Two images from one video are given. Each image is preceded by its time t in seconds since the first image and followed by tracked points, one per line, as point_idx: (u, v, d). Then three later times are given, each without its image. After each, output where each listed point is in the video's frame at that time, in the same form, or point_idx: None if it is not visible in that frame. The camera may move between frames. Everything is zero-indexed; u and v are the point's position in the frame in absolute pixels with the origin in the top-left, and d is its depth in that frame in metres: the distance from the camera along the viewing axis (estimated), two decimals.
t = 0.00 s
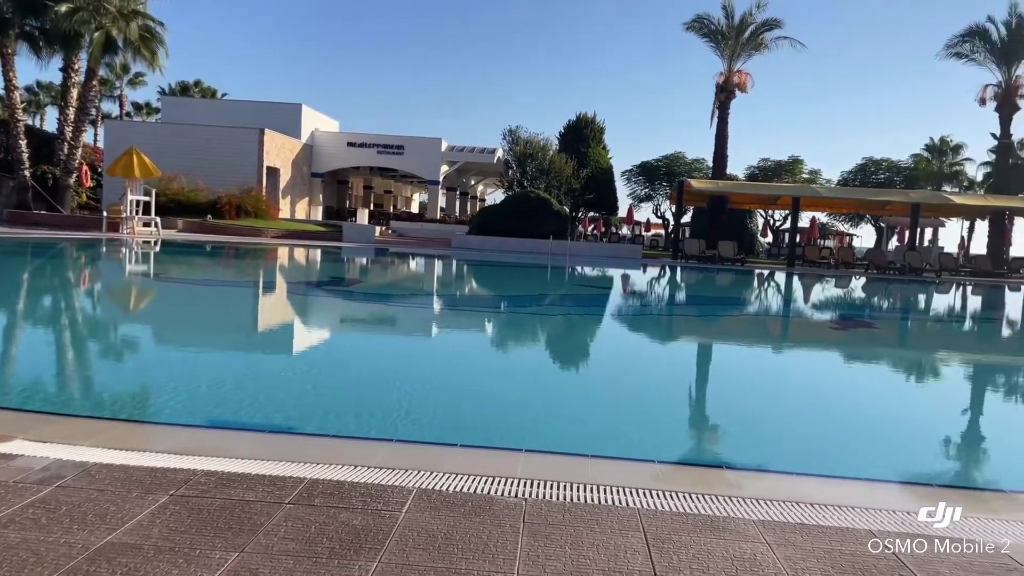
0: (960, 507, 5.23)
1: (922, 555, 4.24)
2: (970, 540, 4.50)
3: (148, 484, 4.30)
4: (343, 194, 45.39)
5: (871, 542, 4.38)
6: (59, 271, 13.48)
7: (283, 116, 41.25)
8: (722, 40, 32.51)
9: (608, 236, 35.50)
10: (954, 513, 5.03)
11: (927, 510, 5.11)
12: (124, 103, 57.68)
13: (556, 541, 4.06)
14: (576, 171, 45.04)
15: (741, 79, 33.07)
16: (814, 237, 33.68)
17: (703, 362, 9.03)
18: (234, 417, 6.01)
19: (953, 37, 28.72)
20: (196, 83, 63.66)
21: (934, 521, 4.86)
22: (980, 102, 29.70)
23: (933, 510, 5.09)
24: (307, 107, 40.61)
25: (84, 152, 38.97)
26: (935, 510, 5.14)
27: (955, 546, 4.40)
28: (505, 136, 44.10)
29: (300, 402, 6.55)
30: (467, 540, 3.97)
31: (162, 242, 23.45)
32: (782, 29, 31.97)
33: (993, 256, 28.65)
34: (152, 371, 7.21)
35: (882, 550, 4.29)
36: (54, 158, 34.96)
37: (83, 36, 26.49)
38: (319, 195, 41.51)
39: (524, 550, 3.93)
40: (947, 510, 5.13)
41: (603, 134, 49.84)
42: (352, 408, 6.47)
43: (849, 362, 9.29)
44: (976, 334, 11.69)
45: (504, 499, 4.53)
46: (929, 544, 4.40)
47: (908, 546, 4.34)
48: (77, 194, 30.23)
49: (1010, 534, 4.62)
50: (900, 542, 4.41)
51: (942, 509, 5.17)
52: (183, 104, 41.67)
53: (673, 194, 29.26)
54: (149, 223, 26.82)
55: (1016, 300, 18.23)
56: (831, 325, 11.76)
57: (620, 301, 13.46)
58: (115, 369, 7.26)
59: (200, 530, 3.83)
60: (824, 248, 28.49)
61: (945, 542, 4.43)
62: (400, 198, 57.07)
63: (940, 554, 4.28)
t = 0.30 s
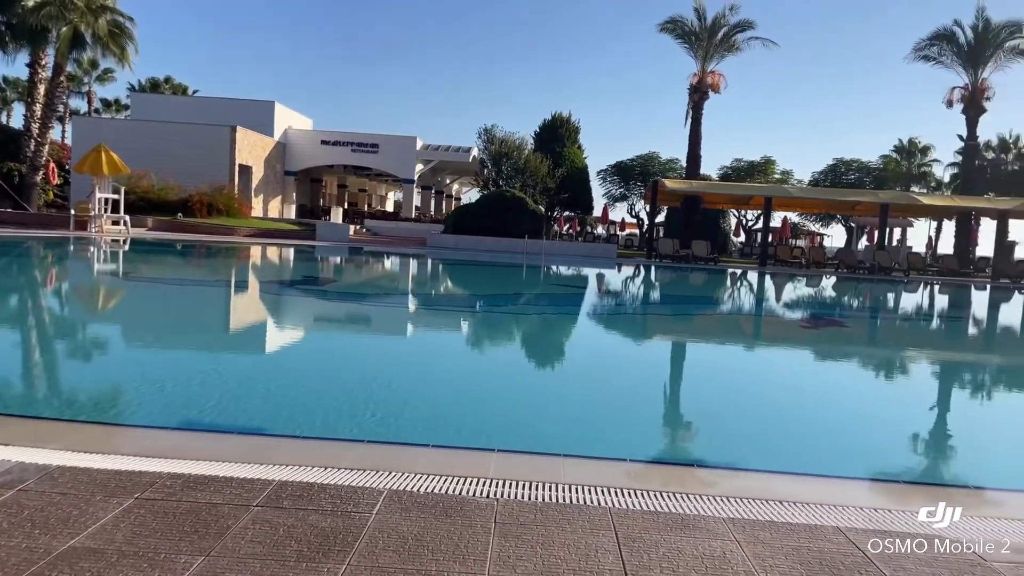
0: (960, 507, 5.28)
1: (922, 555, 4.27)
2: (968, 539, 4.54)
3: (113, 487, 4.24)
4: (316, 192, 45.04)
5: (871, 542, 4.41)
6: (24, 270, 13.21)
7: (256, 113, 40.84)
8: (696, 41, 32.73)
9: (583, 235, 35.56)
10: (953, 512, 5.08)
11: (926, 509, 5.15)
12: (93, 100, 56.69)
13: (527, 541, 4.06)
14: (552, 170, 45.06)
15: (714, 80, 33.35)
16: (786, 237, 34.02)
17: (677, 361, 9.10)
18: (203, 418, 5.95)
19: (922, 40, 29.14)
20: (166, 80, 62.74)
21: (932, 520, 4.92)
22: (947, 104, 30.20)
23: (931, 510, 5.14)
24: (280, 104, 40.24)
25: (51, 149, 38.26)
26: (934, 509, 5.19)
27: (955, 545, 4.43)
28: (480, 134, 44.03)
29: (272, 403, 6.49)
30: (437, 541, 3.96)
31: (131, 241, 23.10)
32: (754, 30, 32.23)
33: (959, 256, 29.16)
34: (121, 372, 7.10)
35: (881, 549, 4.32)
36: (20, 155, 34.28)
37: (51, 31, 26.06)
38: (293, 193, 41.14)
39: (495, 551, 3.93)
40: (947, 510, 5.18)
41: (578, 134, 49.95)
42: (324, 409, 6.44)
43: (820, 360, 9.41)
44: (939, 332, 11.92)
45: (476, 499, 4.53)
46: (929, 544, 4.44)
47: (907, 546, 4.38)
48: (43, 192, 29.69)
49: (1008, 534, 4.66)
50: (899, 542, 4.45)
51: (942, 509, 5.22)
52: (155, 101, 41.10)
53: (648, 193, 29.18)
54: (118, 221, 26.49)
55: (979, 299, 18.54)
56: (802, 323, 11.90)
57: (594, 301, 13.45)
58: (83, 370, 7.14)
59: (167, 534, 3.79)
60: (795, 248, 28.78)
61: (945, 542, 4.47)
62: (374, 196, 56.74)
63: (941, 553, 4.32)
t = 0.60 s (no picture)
0: (959, 508, 5.30)
1: (923, 556, 4.30)
2: (970, 540, 4.55)
3: (71, 491, 4.16)
4: (285, 191, 44.64)
5: (871, 542, 4.43)
6: None
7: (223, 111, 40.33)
8: (666, 42, 32.93)
9: (555, 234, 35.63)
10: (954, 514, 5.10)
11: (924, 511, 5.17)
12: (55, 96, 55.53)
13: (493, 542, 4.06)
14: (523, 169, 45.12)
15: (684, 81, 33.55)
16: (754, 237, 34.40)
17: (647, 359, 9.16)
18: (167, 420, 5.87)
19: (886, 43, 29.59)
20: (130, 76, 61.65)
21: (932, 521, 4.94)
22: (910, 106, 30.73)
23: (931, 512, 5.16)
24: (247, 101, 39.77)
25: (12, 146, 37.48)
26: (934, 510, 5.21)
27: (955, 546, 4.45)
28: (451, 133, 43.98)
29: (238, 404, 6.41)
30: (403, 543, 3.94)
31: (93, 239, 22.68)
32: (723, 32, 32.48)
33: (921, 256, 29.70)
34: (84, 374, 6.96)
35: (883, 550, 4.35)
36: None
37: (12, 25, 25.55)
38: (261, 191, 40.69)
39: (461, 552, 3.92)
40: (947, 509, 5.19)
41: (549, 133, 50.02)
42: (290, 409, 6.38)
43: (788, 358, 9.54)
44: (903, 330, 12.13)
45: (442, 500, 4.52)
46: (929, 545, 4.47)
47: (908, 548, 4.40)
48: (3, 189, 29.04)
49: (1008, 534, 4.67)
50: (899, 543, 4.48)
51: (942, 510, 5.23)
52: (119, 97, 40.49)
53: (619, 193, 29.28)
54: (80, 220, 26.01)
55: (939, 298, 18.93)
56: (769, 322, 12.04)
57: (566, 301, 13.40)
58: (45, 371, 6.99)
59: (125, 539, 3.72)
60: (763, 248, 29.13)
61: (944, 542, 4.49)
62: (344, 195, 56.33)
63: (941, 553, 4.35)
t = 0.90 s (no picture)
0: (964, 508, 5.30)
1: (920, 555, 4.34)
2: (970, 540, 4.58)
3: (19, 497, 4.07)
4: (248, 188, 43.99)
5: (871, 542, 4.48)
6: None
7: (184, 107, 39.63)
8: (630, 44, 33.11)
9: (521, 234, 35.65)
10: (954, 514, 5.11)
11: (927, 511, 5.20)
12: (8, 90, 53.98)
13: (453, 543, 4.05)
14: (489, 168, 45.14)
15: (648, 82, 33.77)
16: (717, 237, 34.80)
17: (612, 358, 9.22)
18: (122, 424, 5.75)
19: (845, 46, 30.06)
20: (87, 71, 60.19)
21: (933, 521, 4.96)
22: (867, 109, 31.31)
23: (932, 511, 5.18)
24: (209, 97, 39.13)
25: None
26: (935, 510, 5.23)
27: (955, 546, 4.48)
28: (417, 131, 43.86)
29: (197, 406, 6.31)
30: (361, 546, 3.92)
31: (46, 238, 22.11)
32: (687, 34, 32.70)
33: (879, 256, 30.31)
34: (37, 376, 6.80)
35: (883, 550, 4.39)
36: None
37: None
38: (223, 189, 40.06)
39: (420, 554, 3.91)
40: (948, 509, 5.20)
41: (515, 132, 50.07)
42: (250, 411, 6.30)
43: (750, 356, 9.67)
44: (860, 328, 12.38)
45: (402, 501, 4.51)
46: (930, 544, 4.50)
47: (908, 547, 4.44)
48: None
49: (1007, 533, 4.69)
50: (900, 542, 4.52)
51: (943, 509, 5.25)
52: (76, 91, 39.57)
53: (584, 193, 29.17)
54: (35, 218, 25.35)
55: (895, 298, 19.28)
56: (733, 322, 12.13)
57: (533, 301, 13.36)
58: None
59: (76, 545, 3.65)
60: (725, 248, 29.50)
61: (946, 542, 4.52)
62: (308, 193, 55.72)
63: (941, 553, 4.37)
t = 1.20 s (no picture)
0: (963, 508, 5.32)
1: (919, 555, 4.36)
2: (969, 540, 4.61)
3: None
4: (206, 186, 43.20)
5: (870, 543, 4.50)
6: None
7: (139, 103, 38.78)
8: (592, 45, 33.29)
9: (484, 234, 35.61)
10: (954, 513, 5.14)
11: (926, 511, 5.21)
12: None
13: (410, 545, 4.03)
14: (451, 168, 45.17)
15: (610, 84, 33.97)
16: (678, 237, 35.18)
17: (574, 358, 9.26)
18: (72, 427, 5.61)
19: (802, 50, 30.61)
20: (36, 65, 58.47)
21: (933, 521, 4.98)
22: (823, 111, 31.94)
23: (932, 511, 5.19)
24: (165, 93, 38.34)
25: None
26: (935, 510, 5.25)
27: (954, 545, 4.51)
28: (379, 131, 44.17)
29: (150, 408, 6.18)
30: (317, 549, 3.87)
31: None
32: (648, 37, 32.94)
33: (834, 257, 30.93)
34: None
35: (882, 550, 4.41)
36: None
37: None
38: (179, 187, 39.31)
39: (377, 556, 3.87)
40: (948, 509, 5.23)
41: (478, 131, 49.97)
42: (206, 413, 6.20)
43: (708, 355, 9.81)
44: (815, 328, 12.59)
45: (360, 504, 4.47)
46: (930, 545, 4.51)
47: (908, 547, 4.46)
48: None
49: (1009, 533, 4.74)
50: (900, 542, 4.53)
51: (943, 509, 5.27)
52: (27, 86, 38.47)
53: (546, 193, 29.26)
54: None
55: (849, 298, 19.68)
56: (693, 322, 12.19)
57: (496, 301, 13.33)
58: None
59: (21, 552, 3.55)
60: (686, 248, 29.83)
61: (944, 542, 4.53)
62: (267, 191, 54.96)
63: (939, 552, 4.39)
